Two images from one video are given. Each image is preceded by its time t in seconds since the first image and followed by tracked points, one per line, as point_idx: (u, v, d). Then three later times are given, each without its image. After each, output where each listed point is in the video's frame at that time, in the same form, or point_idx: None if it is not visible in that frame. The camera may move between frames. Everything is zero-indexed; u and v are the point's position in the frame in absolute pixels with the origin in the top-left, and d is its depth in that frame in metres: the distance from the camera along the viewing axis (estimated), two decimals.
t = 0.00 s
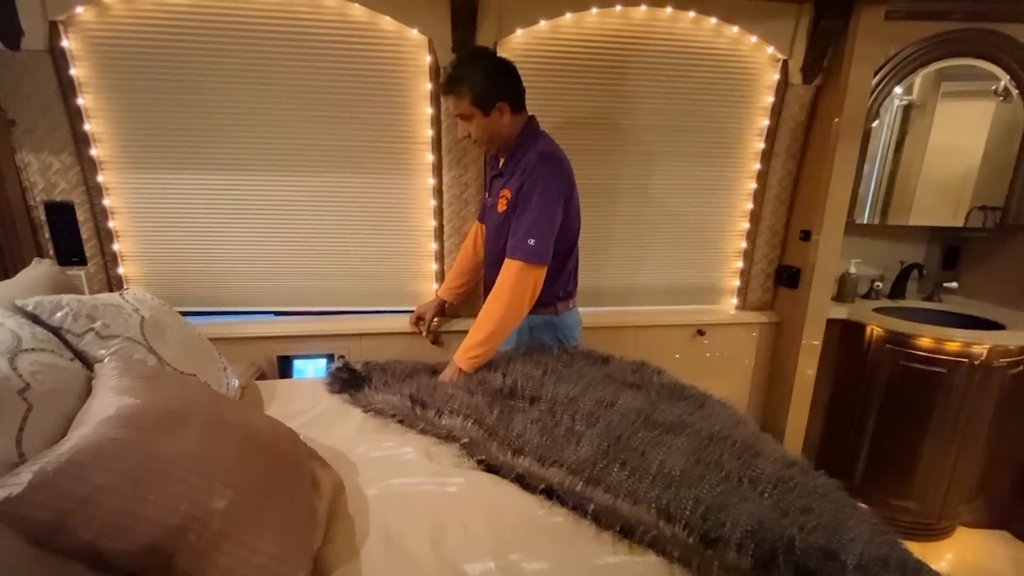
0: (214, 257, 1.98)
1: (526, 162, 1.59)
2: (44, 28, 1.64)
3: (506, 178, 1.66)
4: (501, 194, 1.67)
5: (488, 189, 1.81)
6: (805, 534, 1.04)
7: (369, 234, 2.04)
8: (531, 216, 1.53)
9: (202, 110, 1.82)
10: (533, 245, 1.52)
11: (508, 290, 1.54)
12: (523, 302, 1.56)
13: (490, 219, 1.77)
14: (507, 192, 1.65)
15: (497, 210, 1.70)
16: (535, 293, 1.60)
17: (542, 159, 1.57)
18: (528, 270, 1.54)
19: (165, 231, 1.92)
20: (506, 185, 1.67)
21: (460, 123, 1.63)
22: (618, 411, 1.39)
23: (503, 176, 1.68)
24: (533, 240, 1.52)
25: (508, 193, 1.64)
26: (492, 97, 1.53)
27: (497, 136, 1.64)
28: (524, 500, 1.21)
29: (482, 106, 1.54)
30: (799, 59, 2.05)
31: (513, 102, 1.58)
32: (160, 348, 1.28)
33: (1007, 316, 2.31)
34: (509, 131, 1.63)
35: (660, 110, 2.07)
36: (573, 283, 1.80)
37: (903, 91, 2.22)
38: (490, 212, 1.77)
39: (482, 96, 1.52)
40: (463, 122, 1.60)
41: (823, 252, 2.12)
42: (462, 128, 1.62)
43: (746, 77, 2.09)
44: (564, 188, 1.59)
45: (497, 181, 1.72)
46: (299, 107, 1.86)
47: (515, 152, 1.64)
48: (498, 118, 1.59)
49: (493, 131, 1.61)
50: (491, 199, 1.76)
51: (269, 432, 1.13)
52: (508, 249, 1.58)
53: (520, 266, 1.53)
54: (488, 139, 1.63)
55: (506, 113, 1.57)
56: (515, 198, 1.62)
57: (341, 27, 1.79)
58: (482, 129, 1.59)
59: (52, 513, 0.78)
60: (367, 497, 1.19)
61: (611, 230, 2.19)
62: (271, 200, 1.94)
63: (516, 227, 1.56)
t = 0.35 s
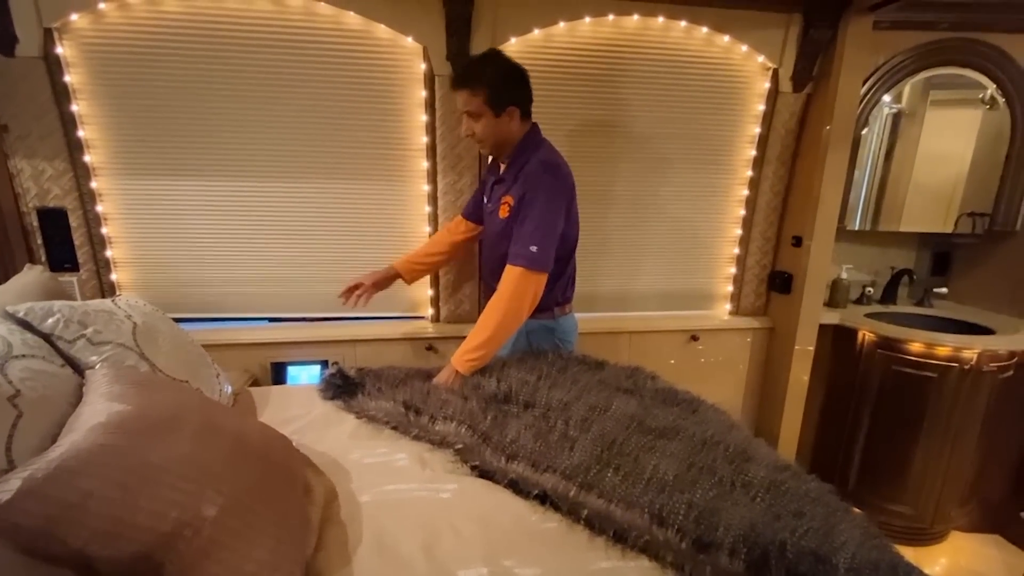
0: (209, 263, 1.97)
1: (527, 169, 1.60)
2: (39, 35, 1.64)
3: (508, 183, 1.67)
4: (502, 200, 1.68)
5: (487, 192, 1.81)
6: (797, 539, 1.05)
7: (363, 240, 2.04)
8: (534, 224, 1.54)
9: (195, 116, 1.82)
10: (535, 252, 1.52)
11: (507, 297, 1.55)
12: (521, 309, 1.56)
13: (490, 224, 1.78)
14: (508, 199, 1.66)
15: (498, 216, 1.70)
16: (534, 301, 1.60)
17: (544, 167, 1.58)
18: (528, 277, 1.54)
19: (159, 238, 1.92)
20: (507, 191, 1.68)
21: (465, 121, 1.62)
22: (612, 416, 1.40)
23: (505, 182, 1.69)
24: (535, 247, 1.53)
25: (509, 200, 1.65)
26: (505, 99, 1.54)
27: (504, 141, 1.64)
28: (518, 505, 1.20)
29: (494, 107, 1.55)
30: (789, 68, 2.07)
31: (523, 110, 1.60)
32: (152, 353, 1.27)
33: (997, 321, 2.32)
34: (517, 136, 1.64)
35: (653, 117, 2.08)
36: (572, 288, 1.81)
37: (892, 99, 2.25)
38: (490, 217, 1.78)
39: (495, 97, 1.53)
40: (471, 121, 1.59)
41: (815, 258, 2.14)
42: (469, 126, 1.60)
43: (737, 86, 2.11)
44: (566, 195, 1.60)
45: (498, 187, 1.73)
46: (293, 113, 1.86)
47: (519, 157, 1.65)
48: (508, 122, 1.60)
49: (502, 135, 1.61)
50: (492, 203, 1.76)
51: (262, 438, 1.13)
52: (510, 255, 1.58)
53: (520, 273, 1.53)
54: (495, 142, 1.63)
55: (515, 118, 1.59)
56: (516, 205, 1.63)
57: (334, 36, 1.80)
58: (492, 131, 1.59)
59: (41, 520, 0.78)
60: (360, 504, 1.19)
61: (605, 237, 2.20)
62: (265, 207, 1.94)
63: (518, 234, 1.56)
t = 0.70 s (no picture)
0: (203, 269, 1.97)
1: (560, 184, 1.60)
2: (34, 41, 1.64)
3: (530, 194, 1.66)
4: (527, 213, 1.65)
5: (487, 198, 1.76)
6: (793, 547, 1.04)
7: (358, 247, 2.03)
8: (584, 242, 1.58)
9: (190, 123, 1.82)
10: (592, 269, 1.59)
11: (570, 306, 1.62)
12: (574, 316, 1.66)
13: (498, 233, 1.74)
14: (534, 212, 1.65)
15: (517, 228, 1.67)
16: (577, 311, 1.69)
17: (577, 182, 1.61)
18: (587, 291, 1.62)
19: (153, 244, 1.91)
20: (529, 204, 1.66)
21: (518, 117, 1.61)
22: (607, 423, 1.39)
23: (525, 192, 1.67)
24: (591, 265, 1.59)
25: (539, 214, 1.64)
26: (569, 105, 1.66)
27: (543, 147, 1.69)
28: (512, 513, 1.19)
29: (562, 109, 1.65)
30: (782, 77, 2.09)
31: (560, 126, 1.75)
32: (144, 360, 1.26)
33: (992, 327, 2.32)
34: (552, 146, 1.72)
35: (648, 124, 2.08)
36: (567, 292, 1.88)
37: (885, 107, 2.26)
38: (498, 226, 1.74)
39: (567, 100, 1.64)
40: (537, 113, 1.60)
41: (811, 265, 2.14)
42: (527, 122, 1.60)
43: (731, 94, 2.12)
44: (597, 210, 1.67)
45: (512, 196, 1.70)
46: (288, 120, 1.86)
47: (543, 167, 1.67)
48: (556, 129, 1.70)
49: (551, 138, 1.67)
50: (502, 212, 1.73)
51: (253, 446, 1.12)
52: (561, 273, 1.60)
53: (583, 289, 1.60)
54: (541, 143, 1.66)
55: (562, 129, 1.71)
56: (548, 219, 1.63)
57: (330, 43, 1.81)
58: (553, 130, 1.65)
59: (24, 529, 0.76)
60: (352, 513, 1.18)
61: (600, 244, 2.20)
62: (260, 213, 1.94)
63: (568, 253, 1.59)
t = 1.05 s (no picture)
0: (202, 273, 1.97)
1: (597, 210, 1.48)
2: (34, 45, 1.65)
3: (562, 213, 1.53)
4: (557, 232, 1.53)
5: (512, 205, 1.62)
6: (792, 551, 1.04)
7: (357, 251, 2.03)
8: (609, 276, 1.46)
9: (189, 127, 1.82)
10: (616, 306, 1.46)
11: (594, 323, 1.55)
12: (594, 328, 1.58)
13: (519, 244, 1.62)
14: (565, 234, 1.52)
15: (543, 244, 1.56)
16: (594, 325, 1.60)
17: (615, 212, 1.48)
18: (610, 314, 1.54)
19: (151, 247, 1.91)
20: (559, 223, 1.53)
21: (584, 139, 1.48)
22: (606, 427, 1.39)
23: (557, 209, 1.54)
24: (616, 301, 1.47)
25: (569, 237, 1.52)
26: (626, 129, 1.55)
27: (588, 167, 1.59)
28: (510, 517, 1.19)
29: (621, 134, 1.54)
30: (780, 80, 2.09)
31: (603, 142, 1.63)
32: (141, 364, 1.26)
33: (990, 330, 2.32)
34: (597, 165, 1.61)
35: (647, 128, 2.09)
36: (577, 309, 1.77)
37: (882, 111, 2.27)
38: (520, 237, 1.62)
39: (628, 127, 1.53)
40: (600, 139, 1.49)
41: (809, 268, 2.14)
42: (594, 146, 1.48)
43: (729, 97, 2.12)
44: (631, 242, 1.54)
45: (539, 209, 1.57)
46: (287, 124, 1.87)
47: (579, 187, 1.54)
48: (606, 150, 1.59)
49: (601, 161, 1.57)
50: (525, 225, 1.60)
51: (251, 450, 1.12)
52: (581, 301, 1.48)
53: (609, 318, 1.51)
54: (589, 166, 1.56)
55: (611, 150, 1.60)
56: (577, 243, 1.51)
57: (329, 47, 1.81)
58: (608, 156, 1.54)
59: (20, 534, 0.76)
60: (350, 517, 1.18)
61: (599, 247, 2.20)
62: (260, 217, 1.94)
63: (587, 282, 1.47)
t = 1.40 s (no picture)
0: (198, 273, 1.96)
1: (602, 209, 1.46)
2: (29, 43, 1.64)
3: (567, 213, 1.52)
4: (563, 232, 1.52)
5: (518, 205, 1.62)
6: (791, 554, 1.03)
7: (354, 250, 2.02)
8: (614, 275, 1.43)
9: (184, 126, 1.81)
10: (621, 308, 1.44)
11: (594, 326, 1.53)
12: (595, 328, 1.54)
13: (526, 246, 1.61)
14: (571, 234, 1.51)
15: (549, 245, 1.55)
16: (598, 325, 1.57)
17: (621, 212, 1.46)
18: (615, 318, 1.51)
19: (147, 247, 1.90)
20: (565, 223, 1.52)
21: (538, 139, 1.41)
22: (604, 429, 1.38)
23: (562, 210, 1.53)
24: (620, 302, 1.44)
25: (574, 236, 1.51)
26: (599, 134, 1.36)
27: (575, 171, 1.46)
28: (506, 518, 1.18)
29: (588, 137, 1.35)
30: (780, 79, 2.08)
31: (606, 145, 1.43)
32: (135, 363, 1.25)
33: (990, 330, 2.31)
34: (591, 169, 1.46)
35: (646, 127, 2.08)
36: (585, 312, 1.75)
37: (881, 110, 2.26)
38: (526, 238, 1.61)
39: (592, 130, 1.33)
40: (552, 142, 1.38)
41: (808, 268, 2.13)
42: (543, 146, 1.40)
43: (728, 97, 2.11)
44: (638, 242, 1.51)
45: (544, 210, 1.56)
46: (283, 122, 1.86)
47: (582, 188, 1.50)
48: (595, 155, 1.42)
49: (579, 166, 1.43)
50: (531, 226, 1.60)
51: (243, 451, 1.10)
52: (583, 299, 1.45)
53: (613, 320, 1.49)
54: (567, 170, 1.45)
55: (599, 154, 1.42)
56: (582, 243, 1.50)
57: (325, 46, 1.80)
58: (573, 161, 1.40)
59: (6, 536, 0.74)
60: (345, 519, 1.16)
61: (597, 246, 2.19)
62: (256, 216, 1.93)
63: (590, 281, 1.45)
